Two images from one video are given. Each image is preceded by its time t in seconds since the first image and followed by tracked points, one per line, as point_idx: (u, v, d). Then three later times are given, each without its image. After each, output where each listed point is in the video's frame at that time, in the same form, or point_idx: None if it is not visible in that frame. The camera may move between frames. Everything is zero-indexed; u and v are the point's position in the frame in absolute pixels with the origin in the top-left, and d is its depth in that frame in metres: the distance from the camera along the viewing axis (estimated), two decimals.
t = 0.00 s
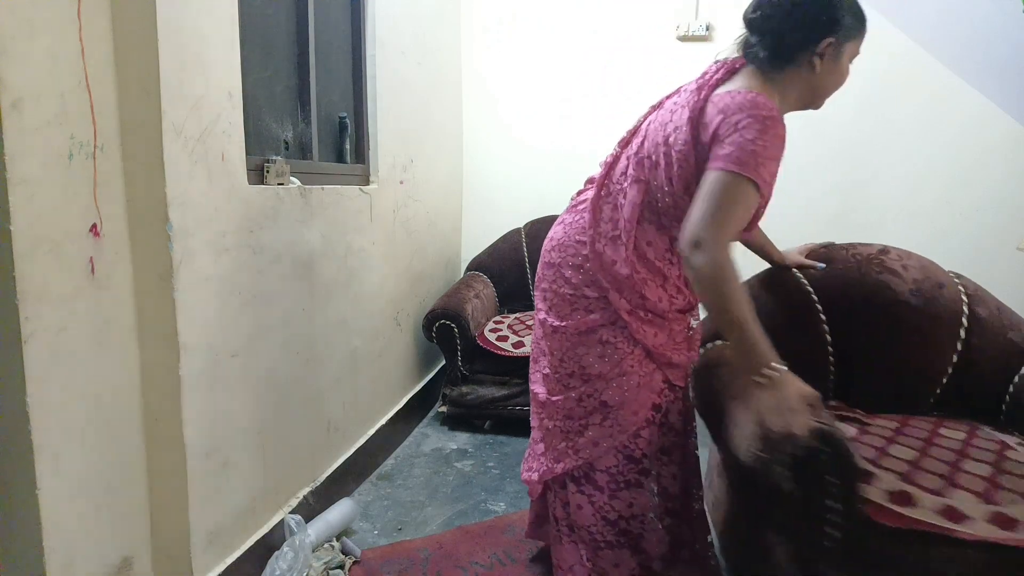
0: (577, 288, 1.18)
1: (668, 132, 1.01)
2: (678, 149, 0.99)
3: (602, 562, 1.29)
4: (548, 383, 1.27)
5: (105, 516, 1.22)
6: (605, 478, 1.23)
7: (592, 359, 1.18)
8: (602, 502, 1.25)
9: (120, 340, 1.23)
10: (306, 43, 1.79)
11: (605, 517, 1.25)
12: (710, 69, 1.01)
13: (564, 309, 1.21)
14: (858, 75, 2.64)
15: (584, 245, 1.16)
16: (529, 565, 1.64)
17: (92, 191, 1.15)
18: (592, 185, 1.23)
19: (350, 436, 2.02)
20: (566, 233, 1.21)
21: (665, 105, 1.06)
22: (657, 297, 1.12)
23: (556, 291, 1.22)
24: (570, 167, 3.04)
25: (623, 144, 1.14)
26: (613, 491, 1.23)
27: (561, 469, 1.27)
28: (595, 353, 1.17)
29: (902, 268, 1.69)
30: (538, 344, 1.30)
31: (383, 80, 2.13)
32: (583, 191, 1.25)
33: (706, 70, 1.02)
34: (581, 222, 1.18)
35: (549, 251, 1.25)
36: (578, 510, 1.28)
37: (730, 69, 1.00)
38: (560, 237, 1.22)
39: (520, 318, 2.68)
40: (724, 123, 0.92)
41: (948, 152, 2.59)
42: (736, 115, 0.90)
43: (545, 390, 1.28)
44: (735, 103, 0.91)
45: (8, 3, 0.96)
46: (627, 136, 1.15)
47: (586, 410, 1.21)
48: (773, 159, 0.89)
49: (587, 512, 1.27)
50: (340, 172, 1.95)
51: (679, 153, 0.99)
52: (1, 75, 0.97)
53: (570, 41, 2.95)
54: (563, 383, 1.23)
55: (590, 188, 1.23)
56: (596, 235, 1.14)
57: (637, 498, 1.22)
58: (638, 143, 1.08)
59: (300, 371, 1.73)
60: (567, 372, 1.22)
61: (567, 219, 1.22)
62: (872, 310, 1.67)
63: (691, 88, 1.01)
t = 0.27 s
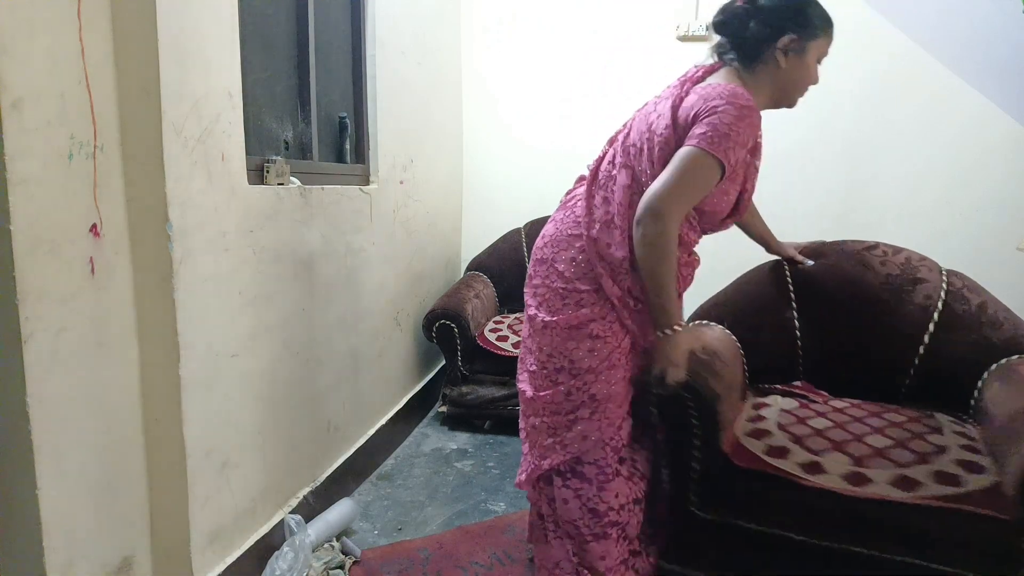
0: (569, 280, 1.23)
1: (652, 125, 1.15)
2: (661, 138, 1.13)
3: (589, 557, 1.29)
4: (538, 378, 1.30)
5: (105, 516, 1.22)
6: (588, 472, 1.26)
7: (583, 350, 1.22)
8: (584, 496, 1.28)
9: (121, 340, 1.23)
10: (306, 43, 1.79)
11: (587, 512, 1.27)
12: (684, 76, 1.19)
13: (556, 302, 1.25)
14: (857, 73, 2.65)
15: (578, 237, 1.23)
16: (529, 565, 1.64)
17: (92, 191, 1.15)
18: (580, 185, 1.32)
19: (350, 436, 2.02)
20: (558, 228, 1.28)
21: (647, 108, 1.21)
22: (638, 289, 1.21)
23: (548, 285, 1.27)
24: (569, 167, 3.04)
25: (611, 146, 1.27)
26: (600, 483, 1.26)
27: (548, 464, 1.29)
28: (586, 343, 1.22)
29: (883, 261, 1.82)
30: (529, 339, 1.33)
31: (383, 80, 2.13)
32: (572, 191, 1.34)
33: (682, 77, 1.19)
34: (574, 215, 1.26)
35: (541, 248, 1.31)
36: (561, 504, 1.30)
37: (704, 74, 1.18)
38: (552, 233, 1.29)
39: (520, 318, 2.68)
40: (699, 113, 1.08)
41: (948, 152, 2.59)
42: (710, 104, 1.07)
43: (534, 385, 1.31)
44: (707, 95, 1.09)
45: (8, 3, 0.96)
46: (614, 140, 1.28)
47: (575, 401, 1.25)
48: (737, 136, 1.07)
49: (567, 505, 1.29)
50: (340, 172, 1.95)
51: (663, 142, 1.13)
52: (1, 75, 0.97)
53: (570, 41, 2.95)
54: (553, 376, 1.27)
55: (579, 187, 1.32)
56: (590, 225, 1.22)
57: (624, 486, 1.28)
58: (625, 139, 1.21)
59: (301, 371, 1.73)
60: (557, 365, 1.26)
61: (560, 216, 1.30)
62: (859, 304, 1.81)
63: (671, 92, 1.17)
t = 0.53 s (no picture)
0: (590, 285, 1.21)
1: (646, 115, 1.14)
2: (664, 127, 1.12)
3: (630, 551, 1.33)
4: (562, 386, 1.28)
5: (106, 516, 1.22)
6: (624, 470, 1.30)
7: (616, 353, 1.23)
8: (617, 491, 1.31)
9: (121, 339, 1.23)
10: (306, 43, 1.79)
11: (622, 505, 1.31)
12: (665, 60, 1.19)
13: (577, 308, 1.22)
14: (857, 75, 2.67)
15: (589, 238, 1.20)
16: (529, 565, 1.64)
17: (92, 191, 1.15)
18: (572, 183, 1.29)
19: (350, 436, 2.02)
20: (563, 231, 1.24)
21: (632, 97, 1.19)
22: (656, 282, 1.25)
23: (563, 291, 1.24)
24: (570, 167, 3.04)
25: (600, 140, 1.24)
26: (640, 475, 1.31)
27: (588, 470, 1.30)
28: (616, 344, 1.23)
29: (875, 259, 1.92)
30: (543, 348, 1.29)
31: (383, 80, 2.13)
32: (565, 190, 1.30)
33: (663, 60, 1.18)
34: (578, 216, 1.22)
35: (548, 253, 1.26)
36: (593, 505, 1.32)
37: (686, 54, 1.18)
38: (557, 237, 1.25)
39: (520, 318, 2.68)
40: (697, 98, 1.08)
41: (948, 152, 2.59)
42: (706, 87, 1.07)
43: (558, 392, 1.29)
44: (699, 77, 1.08)
45: (9, 3, 0.96)
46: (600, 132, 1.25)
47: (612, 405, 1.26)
48: (737, 121, 1.08)
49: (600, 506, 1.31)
50: (340, 172, 1.94)
51: (666, 132, 1.12)
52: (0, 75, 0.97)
53: (570, 41, 2.95)
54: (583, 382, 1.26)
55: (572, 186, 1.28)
56: (599, 225, 1.19)
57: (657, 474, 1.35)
58: (617, 130, 1.19)
59: (301, 371, 1.73)
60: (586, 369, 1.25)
61: (562, 220, 1.25)
62: (852, 302, 1.92)
63: (657, 78, 1.16)
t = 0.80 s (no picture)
0: (595, 287, 1.02)
1: (643, 99, 1.00)
2: (666, 109, 0.98)
3: None
4: (569, 402, 1.08)
5: (105, 516, 1.22)
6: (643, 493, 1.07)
7: (631, 362, 1.03)
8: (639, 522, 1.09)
9: (120, 339, 1.23)
10: (306, 43, 1.79)
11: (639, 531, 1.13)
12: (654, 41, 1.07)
13: (581, 313, 1.04)
14: (857, 75, 2.67)
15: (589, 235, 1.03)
16: (529, 565, 1.64)
17: (92, 191, 1.15)
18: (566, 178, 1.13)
19: (350, 436, 2.02)
20: (559, 231, 1.07)
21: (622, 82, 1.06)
22: (670, 279, 1.09)
23: (563, 296, 1.06)
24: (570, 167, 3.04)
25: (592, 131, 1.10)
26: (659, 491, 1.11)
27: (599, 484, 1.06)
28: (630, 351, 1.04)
29: (874, 261, 1.92)
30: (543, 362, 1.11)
31: (383, 80, 2.13)
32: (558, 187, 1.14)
33: (652, 42, 1.06)
34: (575, 213, 1.06)
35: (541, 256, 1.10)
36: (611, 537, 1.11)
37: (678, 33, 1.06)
38: (552, 239, 1.08)
39: (520, 318, 2.68)
40: (696, 78, 0.96)
41: (948, 152, 2.59)
42: (704, 65, 0.95)
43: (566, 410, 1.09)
44: (696, 56, 0.97)
45: (9, 3, 0.96)
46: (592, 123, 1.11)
47: (626, 419, 1.05)
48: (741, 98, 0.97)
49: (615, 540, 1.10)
50: (340, 171, 1.94)
51: (668, 116, 0.98)
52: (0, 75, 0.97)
53: (570, 41, 2.95)
54: (594, 398, 1.05)
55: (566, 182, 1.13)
56: (601, 219, 1.02)
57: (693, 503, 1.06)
58: (612, 119, 1.04)
59: (301, 372, 1.73)
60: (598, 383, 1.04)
61: (557, 220, 1.08)
62: (850, 301, 1.92)
63: (649, 60, 1.03)
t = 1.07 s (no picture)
0: (609, 315, 0.98)
1: (656, 103, 0.93)
2: (682, 116, 0.91)
3: None
4: (580, 433, 1.05)
5: (105, 516, 1.22)
6: (659, 520, 1.07)
7: (647, 390, 1.01)
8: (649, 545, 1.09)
9: (120, 339, 1.23)
10: (306, 43, 1.79)
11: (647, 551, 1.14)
12: (666, 30, 0.97)
13: (595, 342, 1.00)
14: (857, 75, 2.67)
15: (601, 258, 0.97)
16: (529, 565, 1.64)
17: (92, 191, 1.15)
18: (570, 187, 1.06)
19: (350, 436, 2.02)
20: (567, 251, 1.01)
21: (632, 78, 0.97)
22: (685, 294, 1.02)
23: (576, 323, 1.01)
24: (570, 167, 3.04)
25: (597, 133, 1.01)
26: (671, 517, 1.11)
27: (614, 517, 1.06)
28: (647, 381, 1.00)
29: (876, 261, 1.92)
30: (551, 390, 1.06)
31: (383, 80, 2.13)
32: (562, 197, 1.07)
33: (664, 31, 0.97)
34: (583, 232, 1.00)
35: (549, 278, 1.03)
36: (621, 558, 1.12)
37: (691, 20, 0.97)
38: (558, 259, 1.02)
39: (520, 318, 2.68)
40: (715, 78, 0.88)
41: (948, 152, 2.59)
42: (724, 64, 0.87)
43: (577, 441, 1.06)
44: (714, 52, 0.88)
45: (9, 3, 0.96)
46: (597, 123, 1.03)
47: (643, 453, 1.03)
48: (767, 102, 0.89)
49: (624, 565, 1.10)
50: (340, 172, 1.95)
51: (682, 123, 0.91)
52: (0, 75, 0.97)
53: (570, 41, 2.95)
54: (608, 427, 1.02)
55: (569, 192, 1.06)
56: (612, 239, 0.96)
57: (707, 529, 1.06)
58: (620, 123, 0.97)
59: (301, 372, 1.73)
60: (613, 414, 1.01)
61: (565, 237, 1.02)
62: (850, 301, 1.92)
63: (661, 55, 0.94)
